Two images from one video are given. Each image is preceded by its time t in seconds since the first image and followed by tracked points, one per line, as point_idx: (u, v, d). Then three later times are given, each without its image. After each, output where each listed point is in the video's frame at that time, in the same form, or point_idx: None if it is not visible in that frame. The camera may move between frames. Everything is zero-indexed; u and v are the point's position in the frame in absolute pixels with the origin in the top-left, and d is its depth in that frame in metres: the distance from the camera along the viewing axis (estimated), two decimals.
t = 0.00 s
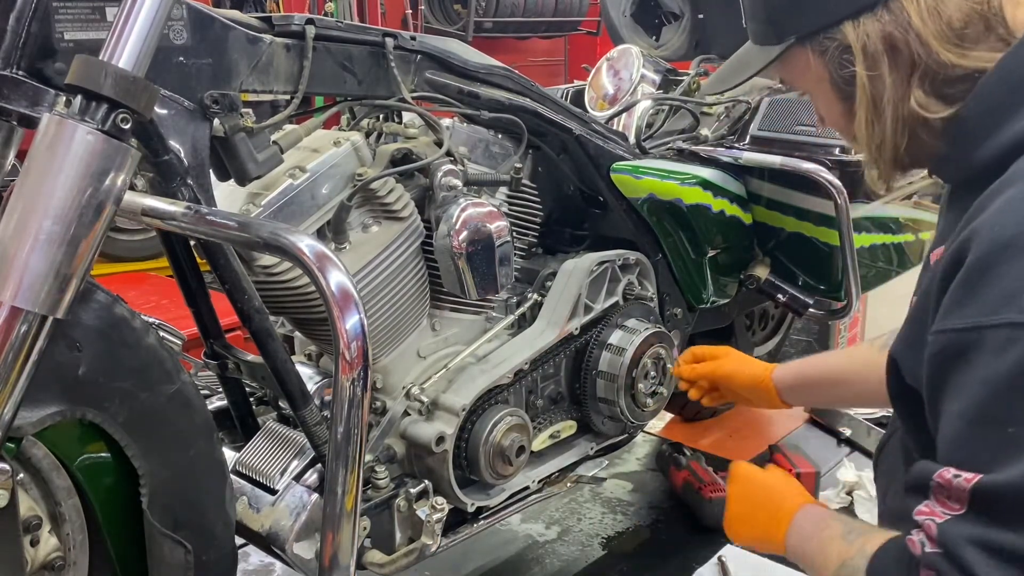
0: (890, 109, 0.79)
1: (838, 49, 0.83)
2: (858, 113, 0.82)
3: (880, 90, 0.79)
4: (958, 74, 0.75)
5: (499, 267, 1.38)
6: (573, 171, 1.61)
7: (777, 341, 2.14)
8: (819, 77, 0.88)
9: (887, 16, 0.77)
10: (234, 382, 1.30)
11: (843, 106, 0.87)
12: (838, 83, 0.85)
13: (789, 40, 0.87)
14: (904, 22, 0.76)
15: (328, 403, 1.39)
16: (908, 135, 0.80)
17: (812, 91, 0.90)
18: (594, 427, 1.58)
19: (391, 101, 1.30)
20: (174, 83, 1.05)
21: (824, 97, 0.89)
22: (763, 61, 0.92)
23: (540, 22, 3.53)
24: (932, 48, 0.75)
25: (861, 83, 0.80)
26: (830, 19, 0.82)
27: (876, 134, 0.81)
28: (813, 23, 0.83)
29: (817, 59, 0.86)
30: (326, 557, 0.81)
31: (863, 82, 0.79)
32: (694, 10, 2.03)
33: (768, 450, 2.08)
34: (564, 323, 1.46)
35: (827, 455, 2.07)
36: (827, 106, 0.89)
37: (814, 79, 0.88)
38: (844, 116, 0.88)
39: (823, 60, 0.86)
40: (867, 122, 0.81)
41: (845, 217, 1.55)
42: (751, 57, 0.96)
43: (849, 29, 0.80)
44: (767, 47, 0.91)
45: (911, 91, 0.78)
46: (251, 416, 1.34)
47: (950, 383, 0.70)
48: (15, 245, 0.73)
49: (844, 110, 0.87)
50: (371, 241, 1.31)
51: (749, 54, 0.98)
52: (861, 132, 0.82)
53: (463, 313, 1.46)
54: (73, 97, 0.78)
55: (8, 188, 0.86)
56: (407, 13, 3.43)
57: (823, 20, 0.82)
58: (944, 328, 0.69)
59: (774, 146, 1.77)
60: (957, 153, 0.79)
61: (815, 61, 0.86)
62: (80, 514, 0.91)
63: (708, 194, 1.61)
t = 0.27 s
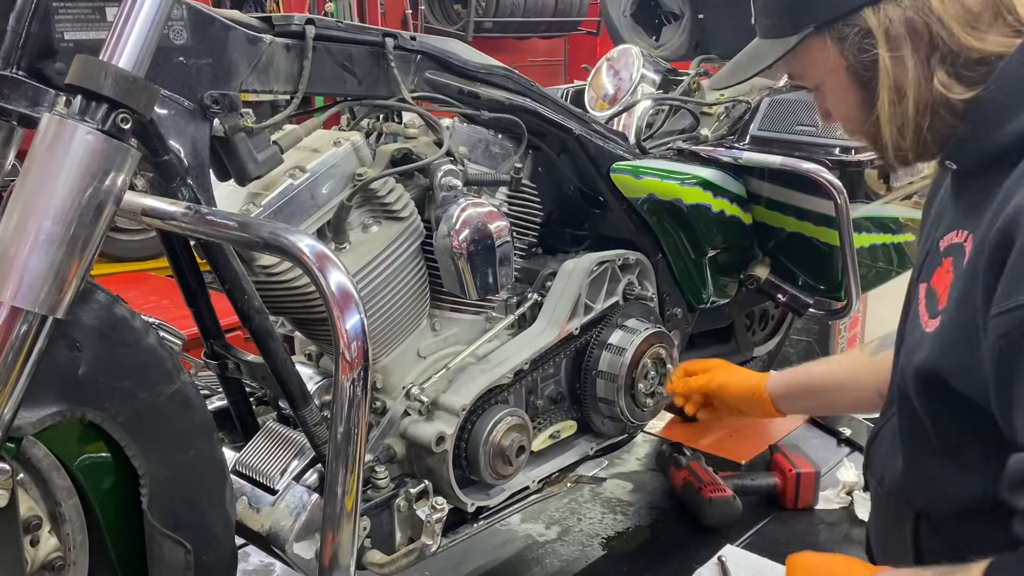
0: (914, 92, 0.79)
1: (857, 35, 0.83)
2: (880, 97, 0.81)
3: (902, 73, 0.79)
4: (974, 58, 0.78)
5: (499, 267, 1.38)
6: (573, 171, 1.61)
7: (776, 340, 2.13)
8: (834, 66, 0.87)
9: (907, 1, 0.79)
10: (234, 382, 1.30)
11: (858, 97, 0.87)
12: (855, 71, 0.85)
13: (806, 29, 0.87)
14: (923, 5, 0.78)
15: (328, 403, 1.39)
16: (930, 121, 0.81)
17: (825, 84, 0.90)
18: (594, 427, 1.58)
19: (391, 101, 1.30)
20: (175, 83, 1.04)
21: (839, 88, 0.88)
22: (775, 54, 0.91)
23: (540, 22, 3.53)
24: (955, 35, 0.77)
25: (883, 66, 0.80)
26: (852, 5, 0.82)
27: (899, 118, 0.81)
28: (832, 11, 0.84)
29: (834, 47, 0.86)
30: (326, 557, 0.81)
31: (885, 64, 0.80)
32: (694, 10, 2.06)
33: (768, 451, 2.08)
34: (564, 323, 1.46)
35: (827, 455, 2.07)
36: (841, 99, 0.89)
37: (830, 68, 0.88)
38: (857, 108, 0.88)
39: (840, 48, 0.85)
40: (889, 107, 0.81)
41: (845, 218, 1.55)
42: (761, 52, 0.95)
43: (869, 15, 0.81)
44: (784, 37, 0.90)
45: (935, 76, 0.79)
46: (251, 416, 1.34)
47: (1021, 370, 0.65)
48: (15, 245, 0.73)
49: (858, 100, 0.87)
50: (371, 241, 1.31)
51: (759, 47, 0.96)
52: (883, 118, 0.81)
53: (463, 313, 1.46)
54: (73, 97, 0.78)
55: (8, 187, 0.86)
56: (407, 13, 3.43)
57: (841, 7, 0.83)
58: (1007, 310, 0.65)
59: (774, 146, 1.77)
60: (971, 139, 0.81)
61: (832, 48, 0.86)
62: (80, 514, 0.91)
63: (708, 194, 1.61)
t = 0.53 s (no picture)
0: (926, 87, 0.81)
1: (864, 36, 0.86)
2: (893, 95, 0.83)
3: (915, 67, 0.81)
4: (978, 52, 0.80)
5: (499, 267, 1.38)
6: (572, 171, 1.61)
7: (776, 340, 2.13)
8: (839, 71, 0.90)
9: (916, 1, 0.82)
10: (234, 382, 1.30)
11: (862, 98, 0.89)
12: (862, 73, 0.87)
13: (811, 34, 0.89)
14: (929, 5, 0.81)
15: (328, 403, 1.39)
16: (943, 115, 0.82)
17: (828, 88, 0.92)
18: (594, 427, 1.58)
19: (391, 100, 1.30)
20: (175, 83, 1.04)
21: (844, 93, 0.90)
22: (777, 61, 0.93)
23: (540, 22, 3.53)
24: (961, 30, 0.80)
25: (897, 61, 0.82)
26: (859, 6, 0.86)
27: (913, 113, 0.82)
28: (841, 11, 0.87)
29: (839, 51, 0.89)
30: (326, 557, 0.81)
31: (898, 58, 0.82)
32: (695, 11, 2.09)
33: (768, 451, 2.08)
34: (564, 323, 1.46)
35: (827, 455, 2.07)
36: (844, 104, 0.91)
37: (835, 73, 0.90)
38: (861, 110, 0.90)
39: (845, 51, 0.88)
40: (904, 104, 0.82)
41: (845, 217, 1.55)
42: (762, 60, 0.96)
43: (876, 14, 0.85)
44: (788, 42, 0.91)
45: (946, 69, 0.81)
46: (251, 416, 1.34)
47: None
48: (15, 246, 0.73)
49: (864, 101, 0.89)
50: (371, 241, 1.31)
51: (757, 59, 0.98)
52: (899, 115, 0.83)
53: (463, 313, 1.46)
54: (73, 97, 0.78)
55: (8, 187, 0.86)
56: (407, 13, 3.43)
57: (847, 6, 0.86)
58: None
59: (774, 145, 1.77)
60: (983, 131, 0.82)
61: (837, 50, 0.89)
62: (80, 514, 0.91)
63: (708, 194, 1.61)
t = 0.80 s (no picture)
0: (925, 78, 0.82)
1: (860, 28, 0.84)
2: (893, 87, 0.83)
3: (915, 57, 0.82)
4: (974, 44, 0.83)
5: (499, 267, 1.38)
6: (572, 171, 1.61)
7: (776, 340, 2.13)
8: (833, 67, 0.87)
9: None
10: (234, 382, 1.30)
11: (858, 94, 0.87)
12: (858, 67, 0.85)
13: (802, 28, 0.86)
14: None
15: (328, 403, 1.39)
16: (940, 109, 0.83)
17: (821, 87, 0.89)
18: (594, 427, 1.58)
19: (391, 100, 1.30)
20: (175, 83, 1.04)
21: (838, 90, 0.88)
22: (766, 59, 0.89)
23: (540, 22, 3.53)
24: (959, 21, 0.82)
25: (897, 50, 0.81)
26: None
27: (913, 105, 0.83)
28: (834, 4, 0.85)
29: (833, 46, 0.86)
30: (326, 557, 0.81)
31: (898, 48, 0.81)
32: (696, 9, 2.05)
33: (768, 451, 2.08)
34: (564, 323, 1.46)
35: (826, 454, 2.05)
36: (837, 101, 0.89)
37: (828, 70, 0.88)
38: (858, 107, 0.88)
39: (839, 45, 0.86)
40: (904, 95, 0.82)
41: (845, 217, 1.55)
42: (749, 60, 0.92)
43: (871, 5, 0.83)
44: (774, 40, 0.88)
45: (941, 61, 0.82)
46: (251, 416, 1.34)
47: None
48: (15, 246, 0.73)
49: (861, 97, 0.87)
50: (371, 241, 1.31)
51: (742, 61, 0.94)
52: (899, 107, 0.82)
53: (463, 313, 1.46)
54: (73, 97, 0.78)
55: (8, 187, 0.86)
56: (407, 13, 3.43)
57: None
58: None
59: (774, 145, 1.77)
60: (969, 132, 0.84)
61: (831, 45, 0.86)
62: (80, 514, 0.91)
63: (708, 194, 1.61)
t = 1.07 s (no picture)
0: (914, 89, 0.76)
1: (842, 35, 0.79)
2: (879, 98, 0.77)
3: (901, 67, 0.75)
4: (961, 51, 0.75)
5: (499, 268, 1.38)
6: (572, 171, 1.61)
7: (776, 340, 2.13)
8: (816, 77, 0.82)
9: None
10: (234, 382, 1.30)
11: (843, 104, 0.82)
12: (842, 77, 0.80)
13: (783, 36, 0.83)
14: None
15: (328, 403, 1.39)
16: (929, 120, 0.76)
17: (803, 98, 0.85)
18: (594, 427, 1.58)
19: (391, 100, 1.30)
20: (175, 83, 1.04)
21: (821, 101, 0.83)
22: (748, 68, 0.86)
23: (540, 22, 3.53)
24: (947, 25, 0.75)
25: (881, 60, 0.75)
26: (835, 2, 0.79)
27: (900, 117, 0.77)
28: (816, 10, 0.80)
29: (814, 54, 0.82)
30: (326, 557, 0.81)
31: (882, 57, 0.75)
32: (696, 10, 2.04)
33: (768, 450, 2.08)
34: (564, 323, 1.46)
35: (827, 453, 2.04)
36: (820, 112, 0.84)
37: (809, 80, 0.83)
38: (842, 119, 0.83)
39: (821, 53, 0.81)
40: (891, 107, 0.76)
41: (845, 218, 1.55)
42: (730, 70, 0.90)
43: (855, 11, 0.78)
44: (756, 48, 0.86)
45: (925, 66, 0.76)
46: (251, 416, 1.34)
47: (945, 372, 0.67)
48: (15, 245, 0.73)
49: (844, 109, 0.82)
50: (371, 241, 1.31)
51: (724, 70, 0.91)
52: (886, 119, 0.77)
53: (463, 313, 1.46)
54: (73, 97, 0.78)
55: (8, 188, 0.86)
56: (407, 13, 3.43)
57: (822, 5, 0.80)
58: (941, 316, 0.66)
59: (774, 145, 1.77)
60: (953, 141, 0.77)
61: (812, 54, 0.82)
62: (80, 514, 0.91)
63: (708, 194, 1.61)
